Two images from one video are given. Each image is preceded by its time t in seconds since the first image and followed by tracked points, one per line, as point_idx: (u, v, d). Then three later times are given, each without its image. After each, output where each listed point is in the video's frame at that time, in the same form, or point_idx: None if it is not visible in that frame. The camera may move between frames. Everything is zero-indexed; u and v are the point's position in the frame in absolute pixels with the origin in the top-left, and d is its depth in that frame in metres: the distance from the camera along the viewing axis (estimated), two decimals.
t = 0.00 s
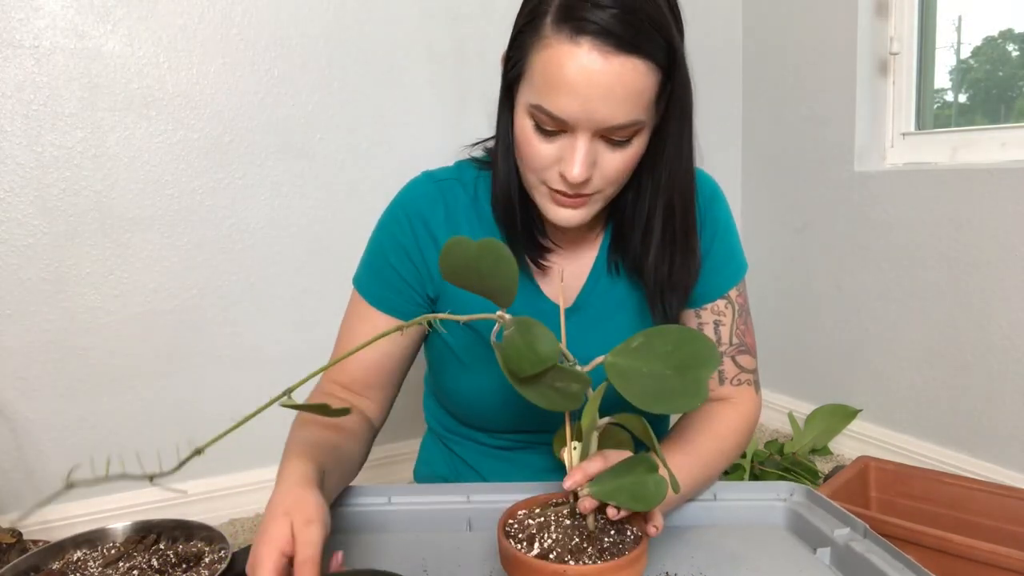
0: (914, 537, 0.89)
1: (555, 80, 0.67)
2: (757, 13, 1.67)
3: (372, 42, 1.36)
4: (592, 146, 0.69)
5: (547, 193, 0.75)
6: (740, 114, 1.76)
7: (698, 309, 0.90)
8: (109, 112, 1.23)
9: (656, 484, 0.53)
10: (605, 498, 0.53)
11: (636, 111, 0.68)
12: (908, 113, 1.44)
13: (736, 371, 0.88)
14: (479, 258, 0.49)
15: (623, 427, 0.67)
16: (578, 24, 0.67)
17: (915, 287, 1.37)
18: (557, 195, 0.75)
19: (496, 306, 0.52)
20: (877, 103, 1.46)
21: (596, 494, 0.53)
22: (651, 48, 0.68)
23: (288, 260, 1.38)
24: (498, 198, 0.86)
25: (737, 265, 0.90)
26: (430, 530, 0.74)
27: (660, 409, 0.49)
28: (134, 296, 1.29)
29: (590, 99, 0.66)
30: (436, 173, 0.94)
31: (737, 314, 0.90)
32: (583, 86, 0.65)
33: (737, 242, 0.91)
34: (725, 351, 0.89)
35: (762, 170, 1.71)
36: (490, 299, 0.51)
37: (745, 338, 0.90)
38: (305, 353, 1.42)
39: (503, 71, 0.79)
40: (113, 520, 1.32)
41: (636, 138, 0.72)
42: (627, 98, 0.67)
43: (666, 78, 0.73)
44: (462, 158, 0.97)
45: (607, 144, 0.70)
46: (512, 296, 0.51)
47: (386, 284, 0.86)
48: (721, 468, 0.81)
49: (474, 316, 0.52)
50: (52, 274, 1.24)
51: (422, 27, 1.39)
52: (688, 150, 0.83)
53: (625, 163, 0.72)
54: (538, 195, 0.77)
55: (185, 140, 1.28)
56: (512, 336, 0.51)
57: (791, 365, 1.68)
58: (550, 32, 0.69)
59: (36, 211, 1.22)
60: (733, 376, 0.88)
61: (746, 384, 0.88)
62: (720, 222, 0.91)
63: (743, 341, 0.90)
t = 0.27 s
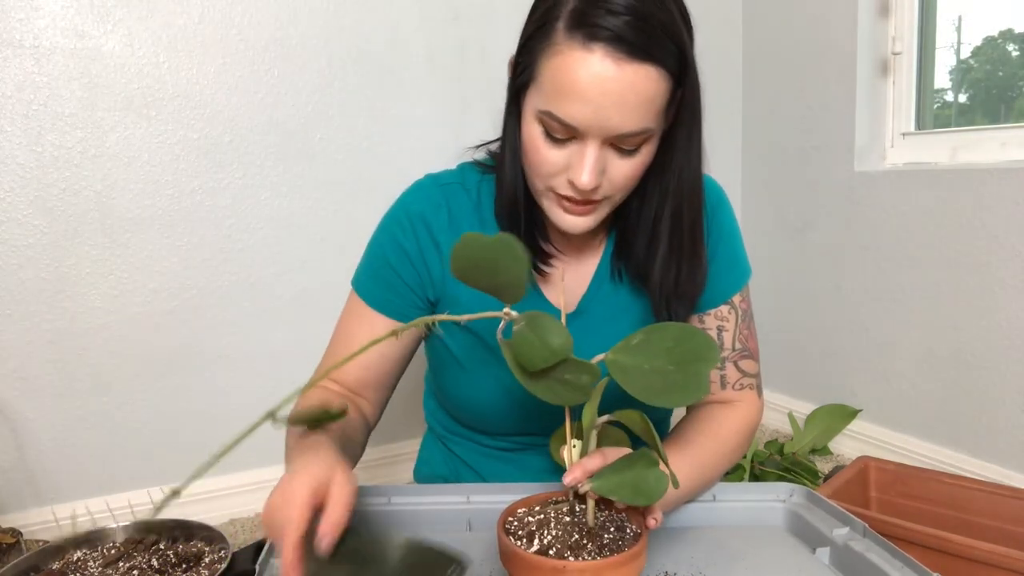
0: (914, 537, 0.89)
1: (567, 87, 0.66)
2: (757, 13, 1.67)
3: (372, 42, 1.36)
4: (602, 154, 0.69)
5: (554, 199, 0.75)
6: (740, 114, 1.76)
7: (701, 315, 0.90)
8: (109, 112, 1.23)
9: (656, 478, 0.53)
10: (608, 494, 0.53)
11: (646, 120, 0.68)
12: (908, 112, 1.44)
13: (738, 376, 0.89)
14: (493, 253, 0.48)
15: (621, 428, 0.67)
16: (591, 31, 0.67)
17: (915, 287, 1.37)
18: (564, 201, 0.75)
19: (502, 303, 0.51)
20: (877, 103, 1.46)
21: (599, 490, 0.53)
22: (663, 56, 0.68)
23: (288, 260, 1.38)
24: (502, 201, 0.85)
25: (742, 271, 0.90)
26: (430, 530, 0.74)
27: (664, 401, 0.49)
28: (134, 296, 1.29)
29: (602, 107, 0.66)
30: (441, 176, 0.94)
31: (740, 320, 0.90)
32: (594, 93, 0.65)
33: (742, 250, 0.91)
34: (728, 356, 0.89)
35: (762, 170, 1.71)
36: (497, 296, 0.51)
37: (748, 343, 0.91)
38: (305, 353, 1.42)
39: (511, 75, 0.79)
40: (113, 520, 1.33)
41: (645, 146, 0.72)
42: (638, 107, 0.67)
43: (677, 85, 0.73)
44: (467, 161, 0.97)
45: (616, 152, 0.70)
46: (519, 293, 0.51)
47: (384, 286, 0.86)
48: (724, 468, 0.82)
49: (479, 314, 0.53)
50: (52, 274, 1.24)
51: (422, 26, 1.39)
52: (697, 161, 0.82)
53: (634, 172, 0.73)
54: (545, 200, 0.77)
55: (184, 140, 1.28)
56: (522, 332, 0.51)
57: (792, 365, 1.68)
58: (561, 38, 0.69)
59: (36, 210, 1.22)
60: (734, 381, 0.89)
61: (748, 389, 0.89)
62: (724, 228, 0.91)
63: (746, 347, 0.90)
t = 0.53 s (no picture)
0: (914, 537, 0.89)
1: (588, 100, 0.66)
2: (757, 13, 1.67)
3: (372, 42, 1.36)
4: (620, 168, 0.69)
5: (567, 212, 0.75)
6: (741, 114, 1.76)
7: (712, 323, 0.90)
8: (109, 112, 1.23)
9: (654, 470, 0.54)
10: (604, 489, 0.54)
11: (666, 135, 0.69)
12: (908, 112, 1.44)
13: (741, 384, 0.90)
14: (480, 247, 0.53)
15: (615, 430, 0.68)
16: (615, 43, 0.67)
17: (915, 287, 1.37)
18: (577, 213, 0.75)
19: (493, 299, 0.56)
20: (877, 103, 1.46)
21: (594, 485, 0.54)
22: (685, 71, 0.69)
23: (288, 260, 1.38)
24: (512, 208, 0.83)
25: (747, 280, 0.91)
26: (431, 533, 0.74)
27: (655, 394, 0.50)
28: (134, 296, 1.29)
29: (623, 121, 0.65)
30: (446, 182, 0.93)
31: (745, 327, 0.91)
32: (616, 108, 0.65)
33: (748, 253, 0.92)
34: (732, 363, 0.90)
35: (762, 170, 1.71)
36: (487, 291, 0.55)
37: (751, 350, 0.92)
38: (305, 353, 1.42)
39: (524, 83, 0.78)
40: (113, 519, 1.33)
41: (662, 160, 0.72)
42: (659, 121, 0.67)
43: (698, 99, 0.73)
44: (473, 166, 0.96)
45: (633, 166, 0.70)
46: (507, 289, 0.55)
47: (386, 293, 0.85)
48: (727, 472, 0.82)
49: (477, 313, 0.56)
50: (51, 274, 1.24)
51: (422, 26, 1.39)
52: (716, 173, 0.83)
53: (649, 186, 0.73)
54: (556, 212, 0.76)
55: (184, 140, 1.28)
56: (510, 325, 0.54)
57: (792, 365, 1.68)
58: (583, 50, 0.68)
59: (35, 210, 1.22)
60: (738, 388, 0.90)
61: (750, 395, 0.90)
62: (732, 238, 0.91)
63: (750, 354, 0.91)
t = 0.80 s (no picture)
0: (914, 537, 0.89)
1: (599, 110, 0.66)
2: (758, 13, 1.67)
3: (372, 41, 1.36)
4: (629, 177, 0.69)
5: (574, 220, 0.75)
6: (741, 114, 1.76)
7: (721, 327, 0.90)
8: (109, 112, 1.23)
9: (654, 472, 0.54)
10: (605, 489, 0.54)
11: (676, 145, 0.69)
12: (908, 112, 1.44)
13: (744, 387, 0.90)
14: (475, 244, 0.53)
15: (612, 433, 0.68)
16: (627, 52, 0.67)
17: (915, 287, 1.37)
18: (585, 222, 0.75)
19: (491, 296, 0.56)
20: (877, 103, 1.46)
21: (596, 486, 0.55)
22: (697, 81, 0.69)
23: (288, 260, 1.38)
24: (523, 215, 0.83)
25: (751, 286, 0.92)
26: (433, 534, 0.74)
27: (652, 393, 0.51)
28: (133, 296, 1.29)
29: (634, 131, 0.65)
30: (448, 185, 0.93)
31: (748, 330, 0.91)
32: (627, 118, 0.65)
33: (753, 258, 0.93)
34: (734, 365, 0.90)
35: (762, 170, 1.71)
36: (484, 288, 0.56)
37: (754, 353, 0.92)
38: (305, 353, 1.42)
39: (531, 90, 0.78)
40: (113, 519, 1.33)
41: (670, 171, 0.72)
42: (670, 131, 0.67)
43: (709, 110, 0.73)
44: (476, 168, 0.96)
45: (642, 176, 0.70)
46: (504, 286, 0.55)
47: (387, 297, 0.85)
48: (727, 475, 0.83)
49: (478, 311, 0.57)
50: (51, 274, 1.24)
51: (422, 25, 1.39)
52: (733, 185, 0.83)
53: (657, 196, 0.73)
54: (564, 220, 0.76)
55: (185, 141, 1.28)
56: (508, 324, 0.54)
57: (792, 366, 1.68)
58: (594, 58, 0.68)
59: (35, 210, 1.21)
60: (740, 392, 0.90)
61: (753, 399, 0.90)
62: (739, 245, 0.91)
63: (752, 356, 0.91)
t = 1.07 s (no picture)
0: (914, 537, 0.89)
1: (593, 109, 0.66)
2: (758, 13, 1.67)
3: (372, 41, 1.36)
4: (624, 177, 0.69)
5: (570, 220, 0.75)
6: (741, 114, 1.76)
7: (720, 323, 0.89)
8: (109, 112, 1.23)
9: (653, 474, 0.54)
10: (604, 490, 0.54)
11: (671, 144, 0.69)
12: (908, 112, 1.44)
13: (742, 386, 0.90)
14: (474, 246, 0.53)
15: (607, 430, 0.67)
16: (621, 52, 0.67)
17: (915, 287, 1.37)
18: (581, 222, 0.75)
19: (490, 297, 0.56)
20: (877, 103, 1.46)
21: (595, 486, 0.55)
22: (691, 80, 0.69)
23: (288, 260, 1.38)
24: (520, 215, 0.83)
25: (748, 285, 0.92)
26: (432, 534, 0.74)
27: (649, 394, 0.51)
28: (133, 297, 1.29)
29: (628, 131, 0.65)
30: (445, 185, 0.93)
31: (746, 330, 0.91)
32: (621, 117, 0.65)
33: (750, 258, 0.93)
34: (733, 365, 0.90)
35: (762, 170, 1.71)
36: (483, 289, 0.56)
37: (753, 353, 0.92)
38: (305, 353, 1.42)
39: (527, 90, 0.78)
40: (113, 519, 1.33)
41: (665, 170, 0.72)
42: (664, 131, 0.67)
43: (704, 109, 0.73)
44: (473, 171, 0.96)
45: (637, 175, 0.70)
46: (504, 287, 0.55)
47: (384, 298, 0.86)
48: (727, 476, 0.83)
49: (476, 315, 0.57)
50: (51, 274, 1.24)
51: (421, 26, 1.39)
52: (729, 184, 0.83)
53: (652, 195, 0.73)
54: (560, 220, 0.76)
55: (185, 141, 1.28)
56: (507, 326, 0.54)
57: (792, 366, 1.68)
58: (588, 58, 0.68)
59: (35, 210, 1.22)
60: (738, 391, 0.90)
61: (751, 399, 0.90)
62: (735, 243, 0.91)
63: (751, 356, 0.91)
